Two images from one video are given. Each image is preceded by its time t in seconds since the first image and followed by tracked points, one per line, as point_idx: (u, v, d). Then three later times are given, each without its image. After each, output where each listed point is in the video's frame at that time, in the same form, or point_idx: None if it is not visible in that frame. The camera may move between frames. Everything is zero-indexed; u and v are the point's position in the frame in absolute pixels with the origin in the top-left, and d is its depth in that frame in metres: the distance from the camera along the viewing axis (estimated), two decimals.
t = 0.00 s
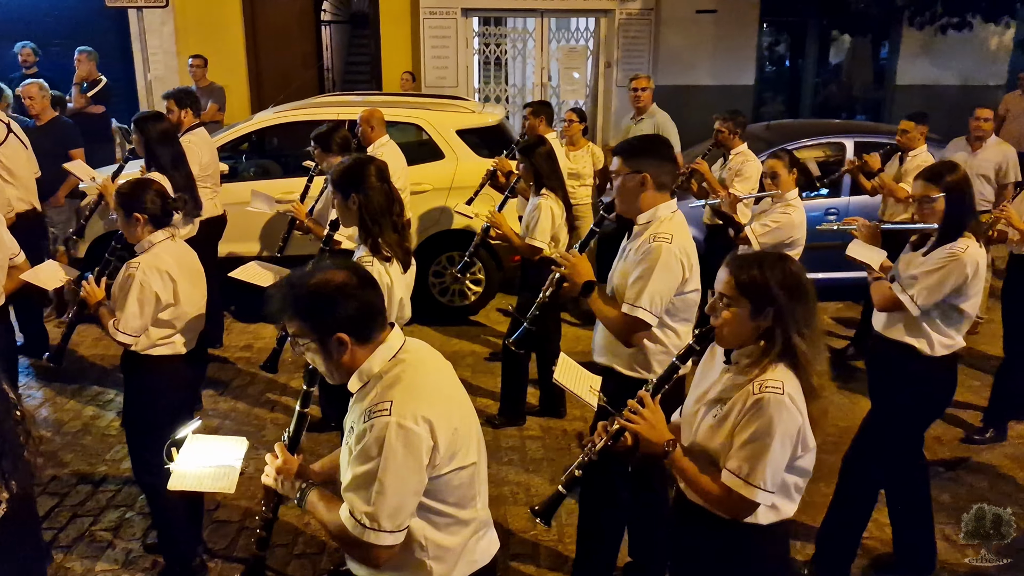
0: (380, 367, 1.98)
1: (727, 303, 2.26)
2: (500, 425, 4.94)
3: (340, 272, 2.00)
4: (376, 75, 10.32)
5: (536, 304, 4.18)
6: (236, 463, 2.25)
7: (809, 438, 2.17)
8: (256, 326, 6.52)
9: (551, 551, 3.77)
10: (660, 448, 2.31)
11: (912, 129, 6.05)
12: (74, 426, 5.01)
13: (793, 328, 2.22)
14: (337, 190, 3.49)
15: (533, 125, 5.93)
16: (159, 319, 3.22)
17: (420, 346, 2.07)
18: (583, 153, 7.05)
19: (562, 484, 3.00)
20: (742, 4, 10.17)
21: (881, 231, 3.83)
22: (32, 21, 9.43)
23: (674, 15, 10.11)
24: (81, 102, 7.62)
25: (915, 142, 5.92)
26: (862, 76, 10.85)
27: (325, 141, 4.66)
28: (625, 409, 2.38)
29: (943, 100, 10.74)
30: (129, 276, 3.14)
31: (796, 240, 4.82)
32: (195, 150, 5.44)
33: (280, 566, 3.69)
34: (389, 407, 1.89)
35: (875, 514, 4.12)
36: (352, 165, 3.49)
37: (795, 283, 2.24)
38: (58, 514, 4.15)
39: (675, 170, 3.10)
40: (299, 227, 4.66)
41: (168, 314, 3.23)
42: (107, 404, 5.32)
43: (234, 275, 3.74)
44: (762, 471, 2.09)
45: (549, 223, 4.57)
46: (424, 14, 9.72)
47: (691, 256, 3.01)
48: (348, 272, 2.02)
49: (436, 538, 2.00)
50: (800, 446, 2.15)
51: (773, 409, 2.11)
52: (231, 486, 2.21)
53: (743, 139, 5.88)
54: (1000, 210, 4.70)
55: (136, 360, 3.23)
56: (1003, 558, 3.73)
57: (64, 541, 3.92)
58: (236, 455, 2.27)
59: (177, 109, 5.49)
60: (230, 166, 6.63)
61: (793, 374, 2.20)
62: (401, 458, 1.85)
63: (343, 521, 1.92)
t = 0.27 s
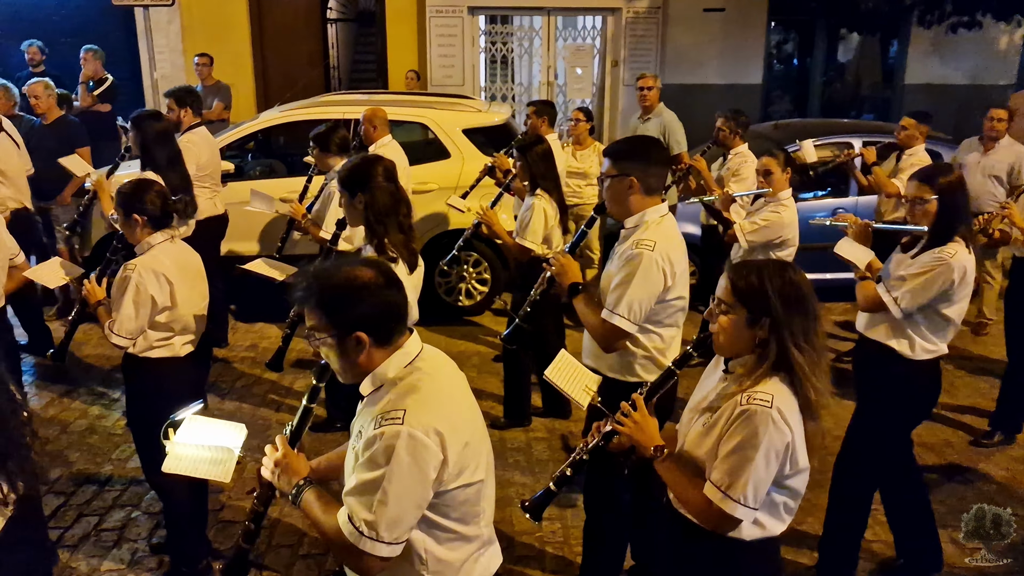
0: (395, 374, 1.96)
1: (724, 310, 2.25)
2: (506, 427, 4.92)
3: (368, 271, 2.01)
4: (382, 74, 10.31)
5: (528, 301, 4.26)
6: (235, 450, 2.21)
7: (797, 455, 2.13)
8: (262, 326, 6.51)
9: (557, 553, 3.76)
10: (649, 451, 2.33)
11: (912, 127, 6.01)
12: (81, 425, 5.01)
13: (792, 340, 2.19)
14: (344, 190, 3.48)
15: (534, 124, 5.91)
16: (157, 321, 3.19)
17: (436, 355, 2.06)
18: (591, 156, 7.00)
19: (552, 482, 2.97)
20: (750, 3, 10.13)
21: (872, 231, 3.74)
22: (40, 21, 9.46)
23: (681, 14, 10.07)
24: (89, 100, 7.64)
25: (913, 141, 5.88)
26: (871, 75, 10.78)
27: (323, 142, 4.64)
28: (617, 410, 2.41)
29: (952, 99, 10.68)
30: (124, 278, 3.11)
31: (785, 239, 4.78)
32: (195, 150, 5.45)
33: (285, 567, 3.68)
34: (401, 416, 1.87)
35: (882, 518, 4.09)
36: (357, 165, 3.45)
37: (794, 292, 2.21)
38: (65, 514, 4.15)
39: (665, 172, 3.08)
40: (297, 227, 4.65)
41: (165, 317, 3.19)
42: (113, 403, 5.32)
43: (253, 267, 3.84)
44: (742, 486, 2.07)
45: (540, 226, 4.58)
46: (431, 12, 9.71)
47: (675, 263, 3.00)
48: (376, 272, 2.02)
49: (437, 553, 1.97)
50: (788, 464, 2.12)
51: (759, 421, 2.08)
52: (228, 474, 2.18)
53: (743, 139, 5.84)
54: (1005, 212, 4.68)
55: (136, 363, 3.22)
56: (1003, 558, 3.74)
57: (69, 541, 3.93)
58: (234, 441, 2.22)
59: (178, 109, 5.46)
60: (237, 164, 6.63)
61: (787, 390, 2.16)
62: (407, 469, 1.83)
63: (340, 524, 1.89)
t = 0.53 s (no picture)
0: (417, 381, 1.95)
1: (728, 328, 2.24)
2: (515, 429, 4.92)
3: (403, 274, 2.00)
4: (390, 72, 10.30)
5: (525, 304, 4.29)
6: (245, 438, 2.17)
7: (793, 481, 2.09)
8: (271, 326, 6.52)
9: (567, 556, 3.76)
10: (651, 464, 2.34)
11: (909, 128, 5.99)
12: (91, 425, 5.02)
13: (795, 358, 2.16)
14: (355, 194, 3.48)
15: (535, 126, 5.89)
16: (160, 328, 3.19)
17: (460, 367, 2.05)
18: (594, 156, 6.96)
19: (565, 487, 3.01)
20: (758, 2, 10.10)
21: (865, 235, 3.71)
22: (49, 21, 9.49)
23: (689, 14, 10.03)
24: (97, 100, 7.65)
25: (910, 143, 5.88)
26: (880, 74, 10.71)
27: (326, 144, 4.65)
28: (625, 421, 2.41)
29: (961, 99, 10.64)
30: (126, 286, 3.11)
31: (784, 244, 4.77)
32: (199, 152, 5.47)
33: (295, 568, 3.69)
34: (423, 426, 1.85)
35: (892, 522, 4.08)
36: (368, 169, 3.45)
37: (796, 309, 2.17)
38: (74, 514, 4.16)
39: (660, 180, 3.12)
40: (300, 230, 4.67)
41: (168, 323, 3.18)
42: (122, 404, 5.33)
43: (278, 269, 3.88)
44: (730, 509, 2.07)
45: (537, 230, 4.58)
46: (439, 12, 9.70)
47: (659, 274, 3.01)
48: (411, 275, 2.03)
49: (446, 565, 1.97)
50: (784, 492, 2.09)
51: (753, 444, 2.06)
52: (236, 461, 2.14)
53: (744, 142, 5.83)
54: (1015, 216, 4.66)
55: (140, 371, 3.23)
56: (1003, 558, 3.79)
57: (79, 542, 3.93)
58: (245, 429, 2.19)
59: (180, 111, 5.44)
60: (246, 165, 6.65)
61: (787, 411, 2.14)
62: (426, 478, 1.81)
63: (347, 526, 1.87)
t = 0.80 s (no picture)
0: (440, 379, 1.96)
1: (736, 333, 2.26)
2: (526, 427, 4.92)
3: (435, 270, 2.01)
4: (398, 70, 10.32)
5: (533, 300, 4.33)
6: (262, 427, 2.16)
7: (795, 493, 2.06)
8: (281, 325, 6.54)
9: (578, 554, 3.76)
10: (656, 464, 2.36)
11: (907, 126, 5.96)
12: (103, 422, 5.04)
13: (797, 366, 2.15)
14: (369, 192, 3.48)
15: (539, 126, 5.88)
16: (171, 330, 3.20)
17: (484, 369, 2.05)
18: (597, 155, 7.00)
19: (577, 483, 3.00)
20: None
21: (867, 236, 3.62)
22: (60, 19, 9.54)
23: (698, 12, 10.04)
24: (108, 98, 7.69)
25: (909, 141, 5.83)
26: (890, 72, 10.67)
27: (335, 144, 4.64)
28: (634, 421, 2.43)
29: (972, 97, 10.59)
30: (136, 288, 3.10)
31: (790, 242, 4.73)
32: (202, 152, 5.49)
33: (307, 565, 3.70)
34: (446, 423, 1.86)
35: (904, 521, 4.07)
36: (383, 167, 3.46)
37: (802, 315, 2.17)
38: (87, 510, 4.18)
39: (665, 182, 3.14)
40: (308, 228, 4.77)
41: (179, 325, 3.19)
42: (134, 401, 5.35)
43: (275, 272, 3.83)
44: (727, 515, 2.08)
45: (542, 229, 4.56)
46: (448, 11, 9.72)
47: (654, 279, 3.00)
48: (442, 272, 2.03)
49: (460, 564, 1.97)
50: (785, 503, 2.06)
51: (751, 453, 2.06)
52: (250, 450, 2.13)
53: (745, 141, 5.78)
54: None
55: (151, 373, 3.25)
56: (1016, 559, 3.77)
57: (92, 538, 3.96)
58: (262, 417, 2.18)
59: (184, 112, 5.43)
60: (257, 163, 6.66)
61: (787, 421, 2.12)
62: (445, 475, 1.82)
63: (362, 517, 1.88)
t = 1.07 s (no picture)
0: (457, 374, 1.97)
1: (746, 331, 2.27)
2: (534, 425, 4.94)
3: (462, 267, 2.01)
4: (406, 68, 10.32)
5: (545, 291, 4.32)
6: (275, 407, 2.16)
7: (801, 489, 2.06)
8: (290, 322, 6.56)
9: (588, 551, 3.77)
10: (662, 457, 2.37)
11: (901, 124, 5.92)
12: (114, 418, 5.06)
13: (801, 366, 2.15)
14: (380, 188, 3.49)
15: (544, 125, 5.89)
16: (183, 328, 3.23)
17: (500, 368, 2.06)
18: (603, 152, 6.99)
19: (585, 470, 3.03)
20: None
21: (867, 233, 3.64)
22: (69, 17, 9.58)
23: (706, 9, 10.01)
24: (117, 96, 7.72)
25: (904, 138, 5.79)
26: (899, 70, 10.63)
27: (341, 142, 4.62)
28: (641, 412, 2.45)
29: (981, 95, 10.57)
30: (149, 288, 3.14)
31: (789, 239, 4.75)
32: (206, 151, 5.50)
33: (317, 562, 3.71)
34: (461, 417, 1.87)
35: (913, 520, 4.07)
36: (394, 164, 3.47)
37: (810, 312, 2.17)
38: (99, 507, 4.21)
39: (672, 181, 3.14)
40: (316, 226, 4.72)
41: (190, 324, 3.22)
42: (144, 398, 5.38)
43: (279, 271, 3.79)
44: (732, 508, 2.09)
45: (549, 227, 4.56)
46: (456, 8, 9.72)
47: (656, 281, 3.00)
48: (469, 269, 2.03)
49: (468, 559, 1.98)
50: (792, 497, 2.06)
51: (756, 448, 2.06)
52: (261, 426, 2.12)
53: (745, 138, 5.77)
54: None
55: (163, 371, 3.28)
56: None
57: (104, 534, 3.98)
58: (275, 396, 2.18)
59: (188, 110, 5.44)
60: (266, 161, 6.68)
61: (793, 418, 2.12)
62: (455, 471, 1.83)
63: (370, 503, 1.89)
